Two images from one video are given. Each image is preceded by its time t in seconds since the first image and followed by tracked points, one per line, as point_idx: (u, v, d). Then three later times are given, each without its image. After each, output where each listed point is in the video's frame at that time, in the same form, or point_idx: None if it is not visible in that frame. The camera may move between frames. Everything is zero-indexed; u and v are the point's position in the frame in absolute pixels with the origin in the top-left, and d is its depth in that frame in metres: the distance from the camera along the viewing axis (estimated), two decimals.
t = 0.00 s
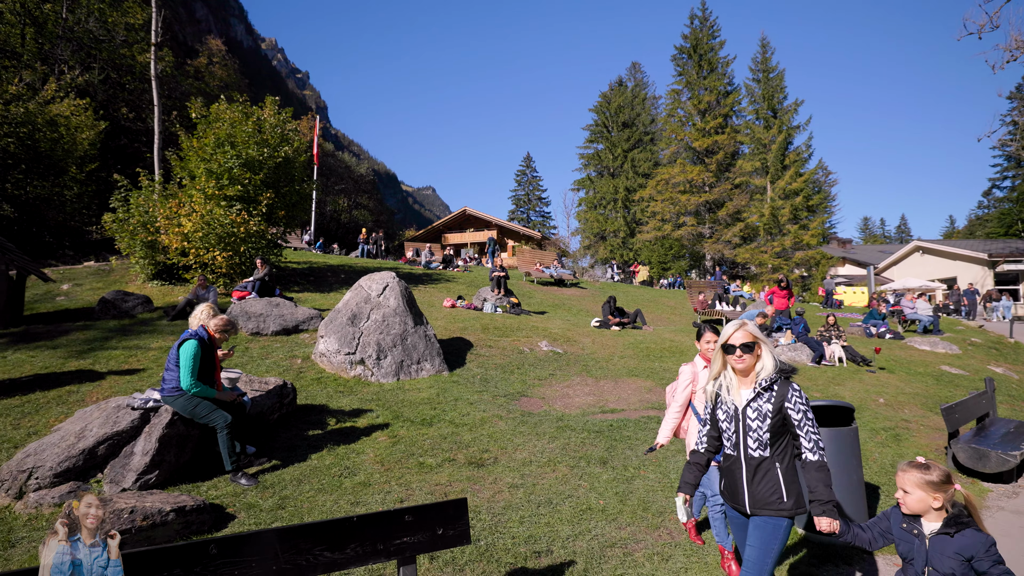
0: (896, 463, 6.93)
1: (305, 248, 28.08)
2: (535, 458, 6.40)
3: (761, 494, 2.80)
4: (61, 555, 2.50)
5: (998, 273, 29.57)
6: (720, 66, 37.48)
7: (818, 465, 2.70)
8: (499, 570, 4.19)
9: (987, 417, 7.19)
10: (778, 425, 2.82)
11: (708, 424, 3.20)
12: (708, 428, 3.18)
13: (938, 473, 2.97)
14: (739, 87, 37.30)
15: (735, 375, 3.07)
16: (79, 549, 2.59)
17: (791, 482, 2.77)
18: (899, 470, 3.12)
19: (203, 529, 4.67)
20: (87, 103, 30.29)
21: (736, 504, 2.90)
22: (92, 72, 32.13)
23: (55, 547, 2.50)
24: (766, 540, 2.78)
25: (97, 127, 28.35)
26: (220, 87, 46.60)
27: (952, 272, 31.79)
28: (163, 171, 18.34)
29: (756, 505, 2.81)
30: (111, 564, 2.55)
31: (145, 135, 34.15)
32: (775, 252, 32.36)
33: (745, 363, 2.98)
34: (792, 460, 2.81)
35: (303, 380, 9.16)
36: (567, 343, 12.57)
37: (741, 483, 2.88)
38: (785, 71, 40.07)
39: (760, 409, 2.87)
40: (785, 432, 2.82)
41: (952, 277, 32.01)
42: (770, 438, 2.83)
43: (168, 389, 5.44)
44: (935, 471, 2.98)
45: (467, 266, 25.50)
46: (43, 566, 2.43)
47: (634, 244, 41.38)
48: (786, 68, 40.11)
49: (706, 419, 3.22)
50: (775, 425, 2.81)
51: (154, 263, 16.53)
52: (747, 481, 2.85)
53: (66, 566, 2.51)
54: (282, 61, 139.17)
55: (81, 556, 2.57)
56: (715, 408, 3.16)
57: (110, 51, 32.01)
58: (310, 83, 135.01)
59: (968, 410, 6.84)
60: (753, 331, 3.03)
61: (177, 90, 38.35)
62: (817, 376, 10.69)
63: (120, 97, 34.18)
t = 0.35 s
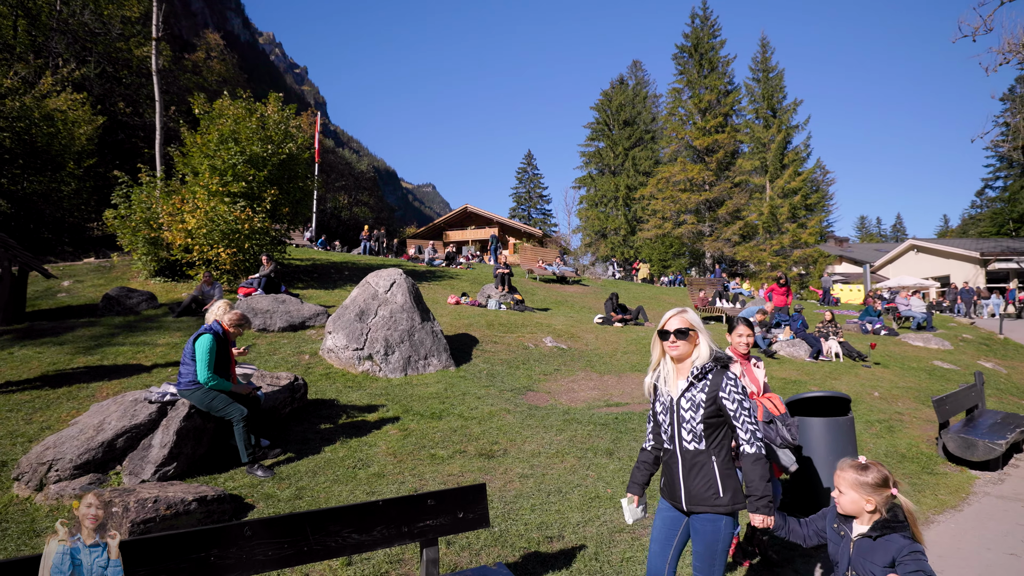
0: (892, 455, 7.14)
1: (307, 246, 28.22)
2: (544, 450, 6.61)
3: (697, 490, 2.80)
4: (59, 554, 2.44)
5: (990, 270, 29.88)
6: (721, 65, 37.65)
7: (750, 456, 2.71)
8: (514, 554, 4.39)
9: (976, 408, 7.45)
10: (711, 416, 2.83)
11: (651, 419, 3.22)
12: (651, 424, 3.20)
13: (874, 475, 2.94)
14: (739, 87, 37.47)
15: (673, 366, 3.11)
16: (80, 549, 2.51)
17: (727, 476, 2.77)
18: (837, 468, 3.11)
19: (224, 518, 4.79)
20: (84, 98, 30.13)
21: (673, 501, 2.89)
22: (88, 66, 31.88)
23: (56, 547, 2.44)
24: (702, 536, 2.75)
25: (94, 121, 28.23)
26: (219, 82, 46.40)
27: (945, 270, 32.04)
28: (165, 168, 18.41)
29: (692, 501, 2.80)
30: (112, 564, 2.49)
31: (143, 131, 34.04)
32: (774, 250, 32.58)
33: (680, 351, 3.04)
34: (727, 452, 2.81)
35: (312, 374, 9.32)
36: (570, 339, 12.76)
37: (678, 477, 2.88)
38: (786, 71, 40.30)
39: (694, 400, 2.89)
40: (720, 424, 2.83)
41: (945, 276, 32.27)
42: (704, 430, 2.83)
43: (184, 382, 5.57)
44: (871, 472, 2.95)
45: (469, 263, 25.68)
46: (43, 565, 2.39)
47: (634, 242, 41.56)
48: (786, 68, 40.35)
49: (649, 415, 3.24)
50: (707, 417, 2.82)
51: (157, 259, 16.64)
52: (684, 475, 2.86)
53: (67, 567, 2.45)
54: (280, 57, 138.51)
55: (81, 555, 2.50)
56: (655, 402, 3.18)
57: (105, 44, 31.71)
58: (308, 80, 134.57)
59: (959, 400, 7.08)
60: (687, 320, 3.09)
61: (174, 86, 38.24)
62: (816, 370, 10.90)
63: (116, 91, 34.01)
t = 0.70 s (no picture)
0: (858, 440, 7.51)
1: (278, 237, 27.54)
2: (528, 438, 6.74)
3: (594, 493, 2.75)
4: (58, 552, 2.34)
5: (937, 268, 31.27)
6: (696, 64, 38.32)
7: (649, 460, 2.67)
8: (504, 537, 4.49)
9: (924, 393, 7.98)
10: (612, 417, 2.79)
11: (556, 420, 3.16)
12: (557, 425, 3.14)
13: (754, 474, 2.82)
14: (713, 86, 38.22)
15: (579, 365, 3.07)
16: (79, 548, 2.41)
17: (625, 478, 2.74)
18: (722, 471, 2.96)
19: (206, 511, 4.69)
20: (31, 76, 28.30)
21: (572, 505, 2.84)
22: (32, 40, 29.84)
23: (55, 546, 2.34)
24: (600, 540, 2.73)
25: (42, 101, 26.57)
26: (182, 65, 44.42)
27: (898, 267, 33.52)
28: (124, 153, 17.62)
29: (589, 505, 2.76)
30: (112, 564, 2.43)
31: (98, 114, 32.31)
32: (744, 247, 33.47)
33: (584, 347, 3.02)
34: (625, 455, 2.77)
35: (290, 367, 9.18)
36: (550, 332, 12.93)
37: (576, 481, 2.83)
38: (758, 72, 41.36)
39: (595, 399, 2.84)
40: (620, 425, 2.78)
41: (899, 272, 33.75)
42: (604, 431, 2.79)
43: (159, 375, 5.40)
44: (751, 472, 2.84)
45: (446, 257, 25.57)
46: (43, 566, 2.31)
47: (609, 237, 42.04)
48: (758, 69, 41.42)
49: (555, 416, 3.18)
50: (608, 418, 2.78)
51: (116, 249, 15.96)
52: (582, 475, 2.81)
53: (66, 567, 2.35)
54: (247, 40, 133.79)
55: (80, 556, 2.40)
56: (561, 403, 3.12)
57: (51, 18, 29.68)
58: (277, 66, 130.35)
59: (910, 386, 7.58)
60: (593, 317, 3.05)
61: (132, 65, 36.08)
62: (785, 361, 11.32)
63: (64, 69, 31.90)
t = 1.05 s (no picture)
0: (757, 419, 8.36)
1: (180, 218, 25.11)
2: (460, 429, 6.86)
3: (441, 500, 2.62)
4: (59, 552, 2.34)
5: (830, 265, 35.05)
6: (621, 61, 39.63)
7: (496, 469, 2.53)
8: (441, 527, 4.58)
9: (820, 376, 9.02)
10: (458, 418, 2.63)
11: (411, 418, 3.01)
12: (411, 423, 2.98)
13: (601, 492, 2.71)
14: (637, 84, 39.80)
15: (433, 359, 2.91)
16: (79, 548, 2.43)
17: (472, 485, 2.59)
18: (572, 481, 2.86)
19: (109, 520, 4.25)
20: None
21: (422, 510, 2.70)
22: None
23: (55, 546, 2.34)
24: (440, 550, 2.59)
25: None
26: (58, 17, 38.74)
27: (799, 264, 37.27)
28: None
29: (437, 513, 2.62)
30: (113, 564, 2.45)
31: None
32: (663, 240, 35.42)
33: (438, 339, 2.86)
34: (474, 459, 2.62)
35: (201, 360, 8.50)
36: (478, 322, 13.02)
37: (425, 484, 2.69)
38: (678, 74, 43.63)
39: (444, 398, 2.68)
40: (469, 427, 2.62)
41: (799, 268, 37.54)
42: (451, 434, 2.63)
43: (46, 371, 4.78)
44: (599, 487, 2.73)
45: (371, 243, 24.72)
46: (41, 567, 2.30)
47: (535, 227, 42.75)
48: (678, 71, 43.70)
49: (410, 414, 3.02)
50: (455, 419, 2.61)
51: None
52: (431, 482, 2.66)
53: (66, 567, 2.35)
54: None
55: (81, 556, 2.41)
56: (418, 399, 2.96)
57: None
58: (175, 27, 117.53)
59: (808, 371, 8.59)
60: (448, 307, 2.88)
61: (5, 11, 30.05)
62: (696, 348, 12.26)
63: None
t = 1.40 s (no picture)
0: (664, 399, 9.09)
1: (46, 191, 21.89)
2: (383, 419, 6.79)
3: (240, 522, 2.25)
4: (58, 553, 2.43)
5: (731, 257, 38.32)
6: (542, 51, 40.08)
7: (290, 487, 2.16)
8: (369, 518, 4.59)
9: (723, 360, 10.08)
10: (252, 424, 2.22)
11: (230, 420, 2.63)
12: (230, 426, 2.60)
13: (383, 525, 2.27)
14: (557, 75, 40.51)
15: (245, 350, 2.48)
16: (79, 549, 2.51)
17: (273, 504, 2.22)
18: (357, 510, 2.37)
19: None
20: None
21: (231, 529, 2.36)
22: None
23: (56, 546, 2.44)
24: None
25: None
26: None
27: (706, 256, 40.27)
28: None
29: (235, 538, 2.27)
30: (113, 564, 2.59)
31: None
32: (580, 231, 36.68)
33: (242, 325, 2.43)
34: (275, 473, 2.24)
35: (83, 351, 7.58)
36: (398, 310, 12.80)
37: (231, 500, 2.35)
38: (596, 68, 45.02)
39: (241, 400, 2.29)
40: (268, 434, 2.24)
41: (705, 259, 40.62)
42: (250, 443, 2.25)
43: None
44: (383, 518, 2.28)
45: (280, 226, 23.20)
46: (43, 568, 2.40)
47: (454, 214, 42.43)
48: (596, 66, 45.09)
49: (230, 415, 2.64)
50: (249, 426, 2.22)
51: None
52: (233, 501, 2.29)
53: (66, 567, 2.45)
54: None
55: (81, 556, 2.51)
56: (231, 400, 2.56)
57: None
58: None
59: (714, 356, 9.61)
60: (259, 286, 2.44)
61: None
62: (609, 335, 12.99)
63: None
